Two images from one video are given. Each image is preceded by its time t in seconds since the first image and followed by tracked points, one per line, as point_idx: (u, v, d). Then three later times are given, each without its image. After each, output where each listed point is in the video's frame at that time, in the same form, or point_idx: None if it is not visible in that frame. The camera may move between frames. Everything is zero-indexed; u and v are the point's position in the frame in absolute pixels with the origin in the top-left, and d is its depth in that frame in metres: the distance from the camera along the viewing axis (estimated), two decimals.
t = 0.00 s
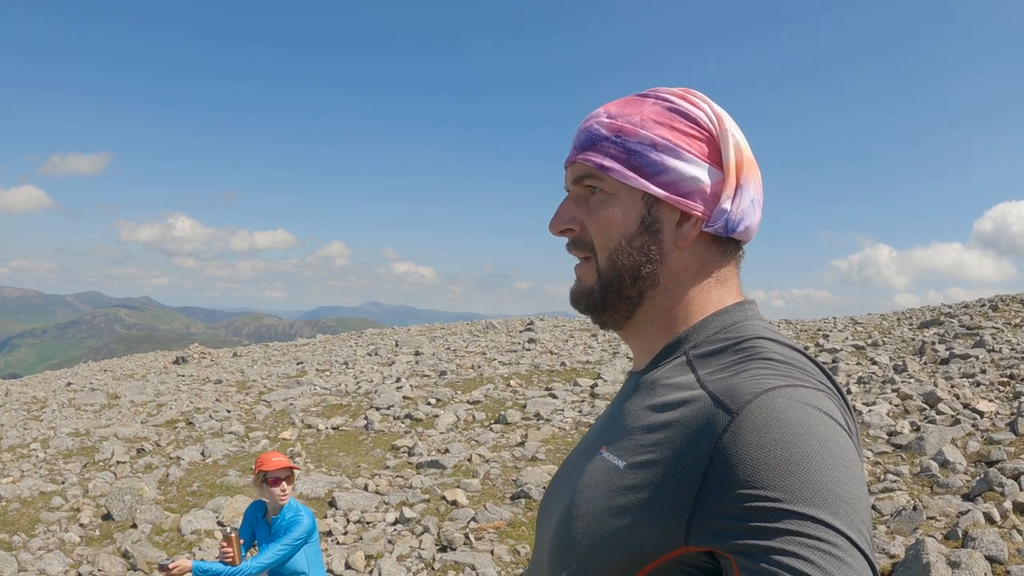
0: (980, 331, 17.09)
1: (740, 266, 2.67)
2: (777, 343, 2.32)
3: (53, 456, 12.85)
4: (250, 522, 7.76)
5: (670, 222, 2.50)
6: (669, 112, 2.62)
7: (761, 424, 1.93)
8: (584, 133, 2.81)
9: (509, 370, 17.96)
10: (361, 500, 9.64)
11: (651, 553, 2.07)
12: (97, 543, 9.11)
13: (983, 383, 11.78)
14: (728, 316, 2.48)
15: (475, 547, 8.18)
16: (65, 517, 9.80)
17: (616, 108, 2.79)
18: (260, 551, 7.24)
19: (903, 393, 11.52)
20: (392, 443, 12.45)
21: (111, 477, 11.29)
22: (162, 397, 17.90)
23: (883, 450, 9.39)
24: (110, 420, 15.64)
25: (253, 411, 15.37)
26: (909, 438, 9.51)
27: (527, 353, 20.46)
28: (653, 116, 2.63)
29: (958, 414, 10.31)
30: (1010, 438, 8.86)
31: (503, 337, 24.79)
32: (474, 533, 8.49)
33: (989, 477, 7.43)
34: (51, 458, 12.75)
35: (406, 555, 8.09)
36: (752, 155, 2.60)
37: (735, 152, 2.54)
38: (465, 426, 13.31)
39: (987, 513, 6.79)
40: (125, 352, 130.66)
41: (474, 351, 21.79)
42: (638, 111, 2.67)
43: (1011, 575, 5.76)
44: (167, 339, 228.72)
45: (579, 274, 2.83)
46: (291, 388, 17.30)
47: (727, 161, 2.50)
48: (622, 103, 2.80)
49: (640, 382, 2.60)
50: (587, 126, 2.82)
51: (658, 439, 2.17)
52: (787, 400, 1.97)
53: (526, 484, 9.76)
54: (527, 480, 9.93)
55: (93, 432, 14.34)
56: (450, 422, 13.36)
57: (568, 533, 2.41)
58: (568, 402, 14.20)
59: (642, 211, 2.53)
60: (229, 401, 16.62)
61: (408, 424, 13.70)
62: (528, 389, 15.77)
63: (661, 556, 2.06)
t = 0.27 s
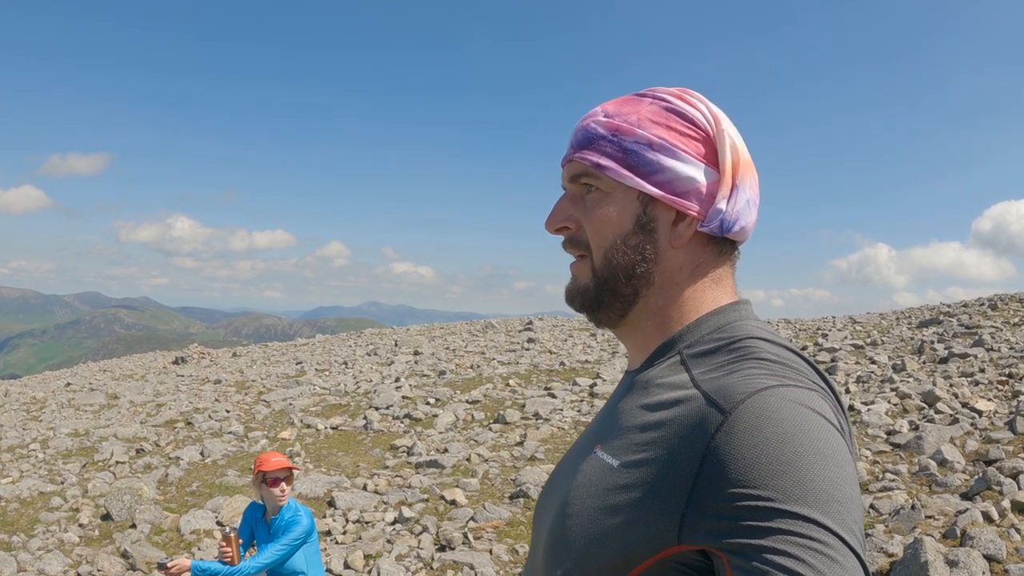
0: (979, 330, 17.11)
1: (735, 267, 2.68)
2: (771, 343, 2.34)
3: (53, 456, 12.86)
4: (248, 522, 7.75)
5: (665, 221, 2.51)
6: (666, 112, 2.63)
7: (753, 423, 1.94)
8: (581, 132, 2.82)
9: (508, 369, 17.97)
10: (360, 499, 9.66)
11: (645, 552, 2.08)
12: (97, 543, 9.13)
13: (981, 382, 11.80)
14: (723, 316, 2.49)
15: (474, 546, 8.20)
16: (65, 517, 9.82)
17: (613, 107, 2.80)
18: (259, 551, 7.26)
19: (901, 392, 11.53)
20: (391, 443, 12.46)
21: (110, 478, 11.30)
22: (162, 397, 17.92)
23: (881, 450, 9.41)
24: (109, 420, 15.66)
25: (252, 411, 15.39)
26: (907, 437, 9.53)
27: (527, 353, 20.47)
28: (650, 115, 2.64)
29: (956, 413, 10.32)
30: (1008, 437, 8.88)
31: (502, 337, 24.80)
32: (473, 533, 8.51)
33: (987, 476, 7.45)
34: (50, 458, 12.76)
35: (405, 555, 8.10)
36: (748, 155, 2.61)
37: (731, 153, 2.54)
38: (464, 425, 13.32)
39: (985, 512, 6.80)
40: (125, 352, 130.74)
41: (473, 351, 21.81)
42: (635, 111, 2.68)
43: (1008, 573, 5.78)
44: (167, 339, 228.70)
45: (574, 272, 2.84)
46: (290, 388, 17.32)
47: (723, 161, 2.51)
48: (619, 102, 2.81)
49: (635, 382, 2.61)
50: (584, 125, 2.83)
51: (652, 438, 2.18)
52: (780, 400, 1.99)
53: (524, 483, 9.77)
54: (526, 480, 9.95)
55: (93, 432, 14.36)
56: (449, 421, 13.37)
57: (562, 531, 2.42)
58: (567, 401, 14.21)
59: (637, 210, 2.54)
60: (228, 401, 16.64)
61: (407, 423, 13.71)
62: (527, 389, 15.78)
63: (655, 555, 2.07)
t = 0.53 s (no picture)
0: (978, 330, 17.12)
1: (736, 266, 2.68)
2: (772, 342, 2.34)
3: (51, 457, 12.85)
4: (247, 522, 7.72)
5: (666, 221, 2.51)
6: (668, 111, 2.62)
7: (755, 423, 1.94)
8: (582, 131, 2.81)
9: (507, 369, 17.96)
10: (359, 499, 9.65)
11: (646, 552, 2.08)
12: (96, 543, 9.12)
13: (980, 381, 11.81)
14: (724, 315, 2.49)
15: (473, 546, 8.19)
16: (64, 517, 9.81)
17: (615, 105, 2.79)
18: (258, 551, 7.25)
19: (900, 391, 11.55)
20: (390, 443, 12.46)
21: (109, 478, 11.29)
22: (160, 397, 17.92)
23: (880, 449, 9.41)
24: (108, 420, 15.65)
25: (251, 411, 15.38)
26: (906, 436, 9.53)
27: (525, 353, 20.46)
28: (651, 114, 2.64)
29: (955, 412, 10.33)
30: (1007, 436, 8.88)
31: (501, 337, 24.79)
32: (472, 533, 8.50)
33: (986, 475, 7.46)
34: (49, 459, 12.75)
35: (404, 555, 8.09)
36: (750, 154, 2.61)
37: (732, 152, 2.54)
38: (463, 425, 13.32)
39: (984, 511, 6.81)
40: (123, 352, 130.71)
41: (472, 350, 21.81)
42: (637, 110, 2.68)
43: (1008, 573, 5.79)
44: (166, 339, 228.57)
45: (575, 271, 2.84)
46: (289, 388, 17.30)
47: (724, 161, 2.51)
48: (621, 101, 2.80)
49: (636, 382, 2.60)
50: (586, 124, 2.82)
51: (653, 438, 2.17)
52: (782, 400, 1.98)
53: (523, 483, 9.77)
54: (525, 480, 9.94)
55: (91, 432, 14.35)
56: (448, 421, 13.36)
57: (563, 531, 2.41)
58: (566, 401, 14.21)
59: (638, 210, 2.54)
60: (227, 401, 16.63)
61: (406, 423, 13.70)
62: (526, 389, 15.77)
63: (656, 555, 2.07)
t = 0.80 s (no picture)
0: (976, 329, 17.14)
1: (738, 266, 2.68)
2: (774, 341, 2.34)
3: (49, 457, 12.82)
4: (246, 522, 7.70)
5: (668, 221, 2.51)
6: (670, 110, 2.62)
7: (758, 423, 1.94)
8: (584, 131, 2.81)
9: (505, 369, 17.95)
10: (357, 499, 9.65)
11: (649, 551, 2.07)
12: (94, 543, 9.10)
13: (979, 380, 11.82)
14: (727, 315, 2.49)
15: (472, 546, 8.19)
16: (62, 518, 9.79)
17: (616, 106, 2.79)
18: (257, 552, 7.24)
19: (898, 391, 11.56)
20: (388, 443, 12.45)
21: (107, 478, 11.27)
22: (158, 397, 17.88)
23: (879, 448, 9.42)
24: (106, 420, 15.62)
25: (249, 411, 15.36)
26: (904, 435, 9.54)
27: (524, 352, 20.45)
28: (653, 114, 2.64)
29: (953, 412, 10.35)
30: (1005, 435, 8.90)
31: (499, 336, 24.77)
32: (471, 532, 8.50)
33: (985, 474, 7.47)
34: (47, 459, 12.73)
35: (403, 555, 8.09)
36: (751, 154, 2.61)
37: (734, 152, 2.54)
38: (461, 425, 13.31)
39: (983, 510, 6.83)
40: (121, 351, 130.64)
41: (470, 350, 21.80)
42: (639, 110, 2.68)
43: (1007, 572, 5.80)
44: (164, 339, 228.28)
45: (577, 271, 2.84)
46: (287, 388, 17.28)
47: (726, 161, 2.51)
48: (623, 101, 2.80)
49: (638, 381, 2.60)
50: (587, 124, 2.82)
51: (656, 437, 2.18)
52: (784, 399, 1.98)
53: (522, 482, 9.77)
54: (524, 479, 9.94)
55: (89, 432, 14.32)
56: (446, 421, 13.36)
57: (565, 531, 2.41)
58: (564, 401, 14.20)
59: (640, 210, 2.54)
60: (225, 401, 16.60)
61: (405, 423, 13.69)
62: (524, 388, 15.76)
63: (659, 554, 2.06)
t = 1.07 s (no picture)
0: (973, 329, 17.16)
1: (736, 269, 2.70)
2: (771, 343, 2.34)
3: (46, 457, 12.79)
4: (246, 522, 7.69)
5: (669, 226, 2.51)
6: (670, 115, 2.62)
7: (754, 425, 1.94)
8: (583, 135, 2.80)
9: (503, 369, 17.94)
10: (355, 499, 9.64)
11: (646, 552, 2.07)
12: (91, 544, 9.08)
13: (976, 380, 11.85)
14: (724, 317, 2.49)
15: (470, 546, 8.19)
16: (59, 518, 9.77)
17: (616, 110, 2.79)
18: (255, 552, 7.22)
19: (895, 390, 11.58)
20: (386, 443, 12.44)
21: (104, 478, 11.25)
22: (156, 397, 17.85)
23: (877, 448, 9.44)
24: (103, 420, 15.58)
25: (246, 411, 15.33)
26: (902, 435, 9.55)
27: (522, 352, 20.45)
28: (653, 119, 2.64)
29: (950, 412, 10.37)
30: (1003, 436, 8.93)
31: (497, 336, 24.78)
32: (469, 533, 8.50)
33: (982, 474, 7.49)
34: (44, 459, 12.69)
35: (401, 555, 8.08)
36: (750, 160, 2.62)
37: (734, 157, 2.55)
38: (459, 425, 13.31)
39: (980, 510, 6.85)
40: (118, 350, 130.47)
41: (467, 349, 21.79)
42: (638, 114, 2.68)
43: (1004, 572, 5.81)
44: (161, 338, 227.90)
45: (577, 275, 2.83)
46: (285, 388, 17.25)
47: (726, 166, 2.52)
48: (621, 105, 2.80)
49: (635, 383, 2.60)
50: (586, 128, 2.82)
51: (652, 439, 2.18)
52: (781, 402, 1.98)
53: (520, 483, 9.77)
54: (521, 479, 9.94)
55: (87, 432, 14.29)
56: (444, 421, 13.35)
57: (562, 532, 2.41)
58: (562, 400, 14.20)
59: (641, 215, 2.54)
60: (222, 401, 16.57)
61: (402, 423, 13.68)
62: (522, 388, 15.76)
63: (656, 555, 2.06)
